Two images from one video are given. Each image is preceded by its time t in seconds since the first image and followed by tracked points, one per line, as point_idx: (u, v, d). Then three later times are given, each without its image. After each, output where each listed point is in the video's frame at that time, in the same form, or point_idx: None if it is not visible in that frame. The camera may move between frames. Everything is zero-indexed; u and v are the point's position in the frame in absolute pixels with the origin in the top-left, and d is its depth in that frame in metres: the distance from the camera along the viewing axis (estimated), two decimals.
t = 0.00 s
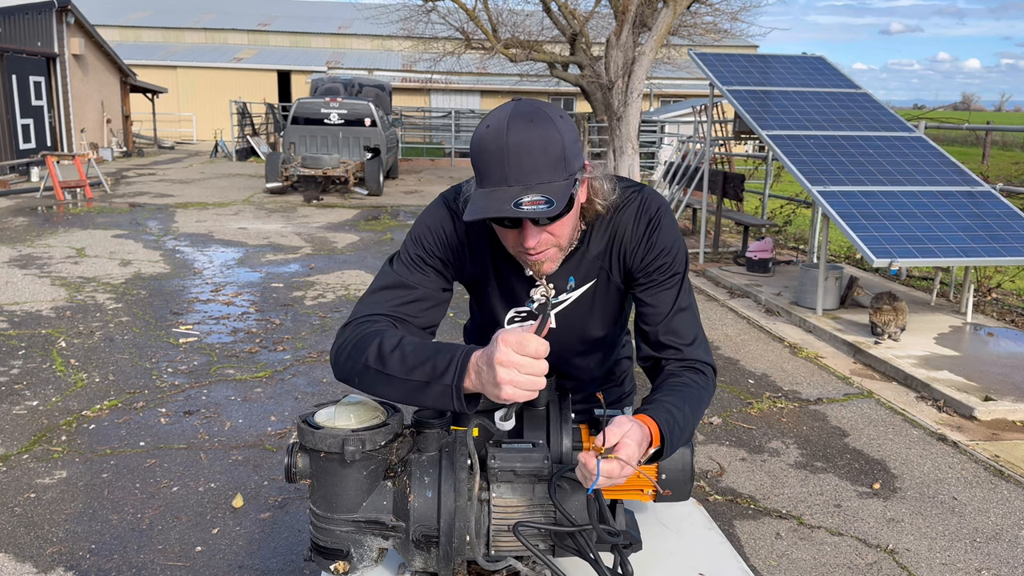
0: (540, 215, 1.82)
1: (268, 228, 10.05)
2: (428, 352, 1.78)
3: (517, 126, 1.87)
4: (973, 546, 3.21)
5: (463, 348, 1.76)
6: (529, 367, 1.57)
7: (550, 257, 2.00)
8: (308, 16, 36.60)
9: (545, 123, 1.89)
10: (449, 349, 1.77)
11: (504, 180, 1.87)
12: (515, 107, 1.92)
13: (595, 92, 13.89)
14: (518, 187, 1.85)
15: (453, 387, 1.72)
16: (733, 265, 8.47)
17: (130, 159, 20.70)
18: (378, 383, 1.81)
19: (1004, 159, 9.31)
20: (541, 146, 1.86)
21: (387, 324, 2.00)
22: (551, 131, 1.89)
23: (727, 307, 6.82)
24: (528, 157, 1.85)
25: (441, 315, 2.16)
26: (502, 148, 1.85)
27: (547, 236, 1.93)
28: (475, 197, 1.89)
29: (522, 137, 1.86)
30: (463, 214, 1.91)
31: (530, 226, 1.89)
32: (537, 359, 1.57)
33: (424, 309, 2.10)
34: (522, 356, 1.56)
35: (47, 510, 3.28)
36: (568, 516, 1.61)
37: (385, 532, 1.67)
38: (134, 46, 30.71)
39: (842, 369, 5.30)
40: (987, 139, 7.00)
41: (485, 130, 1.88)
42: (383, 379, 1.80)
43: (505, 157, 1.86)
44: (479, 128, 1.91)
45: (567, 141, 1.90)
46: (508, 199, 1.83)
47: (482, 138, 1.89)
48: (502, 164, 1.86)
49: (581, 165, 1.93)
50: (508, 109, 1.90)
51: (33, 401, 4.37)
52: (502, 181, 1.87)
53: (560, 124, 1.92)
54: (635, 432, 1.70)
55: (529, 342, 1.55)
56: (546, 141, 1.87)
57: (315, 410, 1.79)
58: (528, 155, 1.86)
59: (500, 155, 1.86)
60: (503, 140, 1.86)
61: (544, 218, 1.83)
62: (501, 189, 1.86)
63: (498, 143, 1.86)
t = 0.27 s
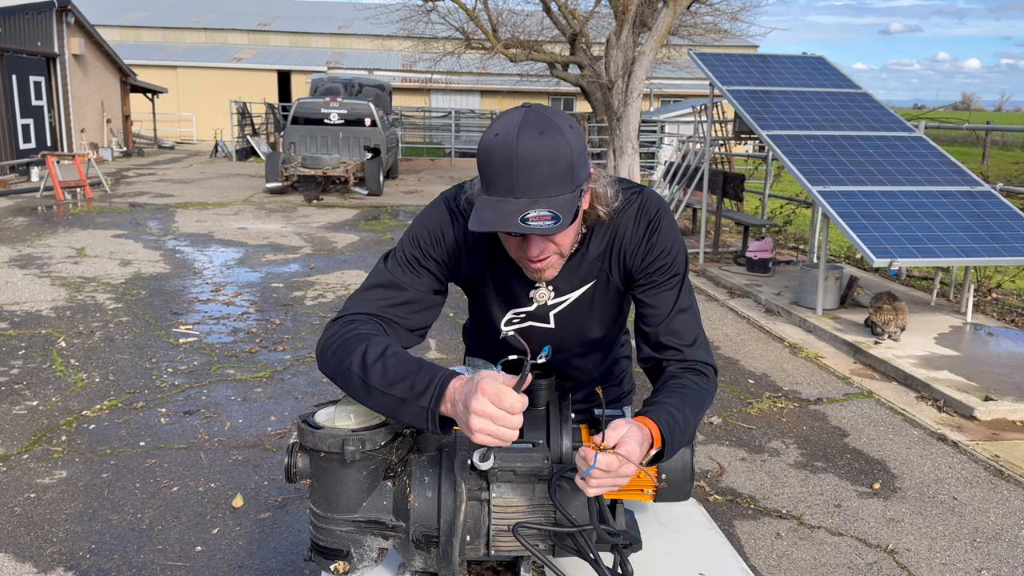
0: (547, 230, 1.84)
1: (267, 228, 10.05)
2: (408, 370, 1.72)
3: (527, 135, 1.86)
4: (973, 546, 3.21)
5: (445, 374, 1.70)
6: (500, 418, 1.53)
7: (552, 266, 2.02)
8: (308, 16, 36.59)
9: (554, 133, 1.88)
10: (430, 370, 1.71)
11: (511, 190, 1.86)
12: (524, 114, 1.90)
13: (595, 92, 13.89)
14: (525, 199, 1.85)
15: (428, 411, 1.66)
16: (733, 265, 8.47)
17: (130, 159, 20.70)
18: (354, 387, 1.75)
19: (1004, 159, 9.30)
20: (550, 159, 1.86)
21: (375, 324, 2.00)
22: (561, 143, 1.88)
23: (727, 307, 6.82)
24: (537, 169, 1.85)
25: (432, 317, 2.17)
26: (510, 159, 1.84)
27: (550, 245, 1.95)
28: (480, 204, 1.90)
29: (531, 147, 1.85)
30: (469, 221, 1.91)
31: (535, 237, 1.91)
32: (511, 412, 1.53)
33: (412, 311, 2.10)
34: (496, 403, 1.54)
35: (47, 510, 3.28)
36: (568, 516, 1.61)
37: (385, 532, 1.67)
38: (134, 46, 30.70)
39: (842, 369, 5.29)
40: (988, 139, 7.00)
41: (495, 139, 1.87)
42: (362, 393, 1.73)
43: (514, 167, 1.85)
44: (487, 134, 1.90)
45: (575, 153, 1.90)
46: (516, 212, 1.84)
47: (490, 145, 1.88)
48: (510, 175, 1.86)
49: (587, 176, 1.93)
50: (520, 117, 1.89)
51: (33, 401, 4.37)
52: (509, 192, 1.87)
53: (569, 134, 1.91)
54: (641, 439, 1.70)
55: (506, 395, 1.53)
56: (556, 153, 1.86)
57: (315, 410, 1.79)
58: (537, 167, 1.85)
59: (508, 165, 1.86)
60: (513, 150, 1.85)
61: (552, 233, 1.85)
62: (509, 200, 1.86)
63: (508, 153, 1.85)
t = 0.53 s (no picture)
0: (545, 234, 1.85)
1: (267, 228, 10.05)
2: (405, 374, 1.71)
3: (532, 136, 1.85)
4: (973, 546, 3.21)
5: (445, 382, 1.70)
6: (505, 442, 1.51)
7: (546, 265, 2.03)
8: (308, 16, 36.59)
9: (560, 135, 1.87)
10: (428, 377, 1.72)
11: (512, 190, 1.87)
12: (531, 114, 1.89)
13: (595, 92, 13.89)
14: (526, 201, 1.85)
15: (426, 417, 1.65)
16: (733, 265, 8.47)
17: (130, 159, 20.71)
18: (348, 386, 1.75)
19: (1004, 159, 9.31)
20: (553, 162, 1.85)
21: (371, 321, 1.99)
22: (566, 146, 1.87)
23: (727, 307, 6.82)
24: (539, 172, 1.85)
25: (426, 315, 2.16)
26: (515, 160, 1.84)
27: (546, 247, 1.95)
28: (480, 202, 1.90)
29: (534, 150, 1.84)
30: (469, 217, 1.92)
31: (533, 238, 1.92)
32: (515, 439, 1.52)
33: (407, 309, 2.09)
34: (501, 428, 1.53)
35: (47, 510, 3.28)
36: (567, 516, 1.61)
37: (385, 532, 1.67)
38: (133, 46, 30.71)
39: (842, 369, 5.30)
40: (988, 139, 6.99)
41: (500, 137, 1.86)
42: (357, 393, 1.72)
43: (517, 168, 1.85)
44: (492, 132, 1.89)
45: (580, 156, 1.89)
46: (515, 213, 1.85)
47: (495, 143, 1.87)
48: (513, 176, 1.86)
49: (589, 180, 1.93)
50: (527, 117, 1.88)
51: (33, 401, 4.36)
52: (510, 193, 1.87)
53: (575, 137, 1.90)
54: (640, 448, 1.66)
55: (514, 421, 1.52)
56: (559, 156, 1.86)
57: (315, 410, 1.79)
58: (540, 170, 1.85)
59: (512, 166, 1.86)
60: (517, 151, 1.85)
61: (550, 237, 1.86)
62: (509, 201, 1.86)
63: (512, 153, 1.85)
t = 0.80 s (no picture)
0: (550, 240, 1.85)
1: (268, 228, 10.05)
2: (400, 373, 1.72)
3: (539, 140, 1.84)
4: (973, 546, 3.21)
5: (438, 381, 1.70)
6: (496, 441, 1.52)
7: (546, 267, 2.06)
8: (308, 16, 36.58)
9: (566, 140, 1.87)
10: (421, 376, 1.71)
11: (517, 195, 1.87)
12: (538, 117, 1.89)
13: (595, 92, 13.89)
14: (530, 206, 1.86)
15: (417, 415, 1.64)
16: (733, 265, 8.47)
17: (130, 159, 20.71)
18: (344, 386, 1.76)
19: (1004, 159, 9.30)
20: (559, 167, 1.85)
21: (368, 319, 1.99)
22: (571, 150, 1.87)
23: (727, 307, 6.82)
24: (544, 176, 1.84)
25: (425, 314, 2.16)
26: (520, 164, 1.83)
27: (548, 251, 1.98)
28: (485, 205, 1.90)
29: (540, 154, 1.84)
30: (472, 219, 1.92)
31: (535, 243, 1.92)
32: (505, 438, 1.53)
33: (406, 308, 2.09)
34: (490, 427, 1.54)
35: (47, 510, 3.28)
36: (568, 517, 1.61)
37: (385, 532, 1.67)
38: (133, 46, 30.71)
39: (842, 369, 5.29)
40: (988, 139, 6.99)
41: (507, 139, 1.86)
42: (352, 390, 1.73)
43: (523, 172, 1.85)
44: (498, 134, 1.88)
45: (585, 162, 1.89)
46: (520, 218, 1.85)
47: (501, 146, 1.87)
48: (518, 179, 1.85)
49: (592, 185, 1.93)
50: (533, 120, 1.87)
51: (33, 401, 4.37)
52: (514, 196, 1.87)
53: (581, 141, 1.89)
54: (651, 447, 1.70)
55: (506, 421, 1.54)
56: (565, 161, 1.86)
57: (315, 410, 1.79)
58: (546, 174, 1.85)
59: (517, 170, 1.85)
60: (523, 154, 1.85)
61: (554, 243, 1.86)
62: (513, 205, 1.86)
63: (518, 157, 1.85)
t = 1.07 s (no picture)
0: (568, 246, 1.87)
1: (267, 228, 10.05)
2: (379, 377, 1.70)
3: (551, 146, 1.84)
4: (973, 546, 3.21)
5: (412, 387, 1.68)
6: (444, 460, 1.47)
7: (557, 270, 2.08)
8: (308, 16, 36.58)
9: (576, 144, 1.87)
10: (399, 381, 1.69)
11: (531, 201, 1.86)
12: (546, 122, 1.88)
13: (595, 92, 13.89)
14: (546, 212, 1.85)
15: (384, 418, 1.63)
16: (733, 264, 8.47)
17: (130, 159, 20.70)
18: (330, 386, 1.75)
19: (1004, 159, 9.30)
20: (572, 172, 1.86)
21: (359, 318, 1.98)
22: (582, 155, 1.88)
23: (727, 307, 6.82)
24: (558, 182, 1.84)
25: (419, 315, 2.15)
26: (534, 171, 1.83)
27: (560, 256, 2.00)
28: (498, 212, 1.89)
29: (553, 160, 1.84)
30: (486, 228, 1.91)
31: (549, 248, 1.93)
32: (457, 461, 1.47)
33: (399, 308, 2.09)
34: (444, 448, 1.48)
35: (47, 510, 3.28)
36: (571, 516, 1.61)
37: (385, 532, 1.67)
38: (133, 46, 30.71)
39: (842, 369, 5.29)
40: (988, 139, 6.99)
41: (517, 147, 1.85)
42: (336, 391, 1.72)
43: (536, 178, 1.84)
44: (507, 141, 1.87)
45: (595, 165, 1.90)
46: (537, 225, 1.85)
47: (511, 152, 1.86)
48: (532, 186, 1.85)
49: (602, 187, 1.95)
50: (542, 126, 1.87)
51: (33, 401, 4.37)
52: (529, 203, 1.86)
53: (590, 145, 1.90)
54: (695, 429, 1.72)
55: (458, 441, 1.48)
56: (577, 166, 1.86)
57: (316, 410, 1.79)
58: (559, 180, 1.85)
59: (531, 176, 1.85)
60: (536, 161, 1.84)
61: (571, 248, 1.88)
62: (528, 212, 1.86)
63: (531, 164, 1.84)
